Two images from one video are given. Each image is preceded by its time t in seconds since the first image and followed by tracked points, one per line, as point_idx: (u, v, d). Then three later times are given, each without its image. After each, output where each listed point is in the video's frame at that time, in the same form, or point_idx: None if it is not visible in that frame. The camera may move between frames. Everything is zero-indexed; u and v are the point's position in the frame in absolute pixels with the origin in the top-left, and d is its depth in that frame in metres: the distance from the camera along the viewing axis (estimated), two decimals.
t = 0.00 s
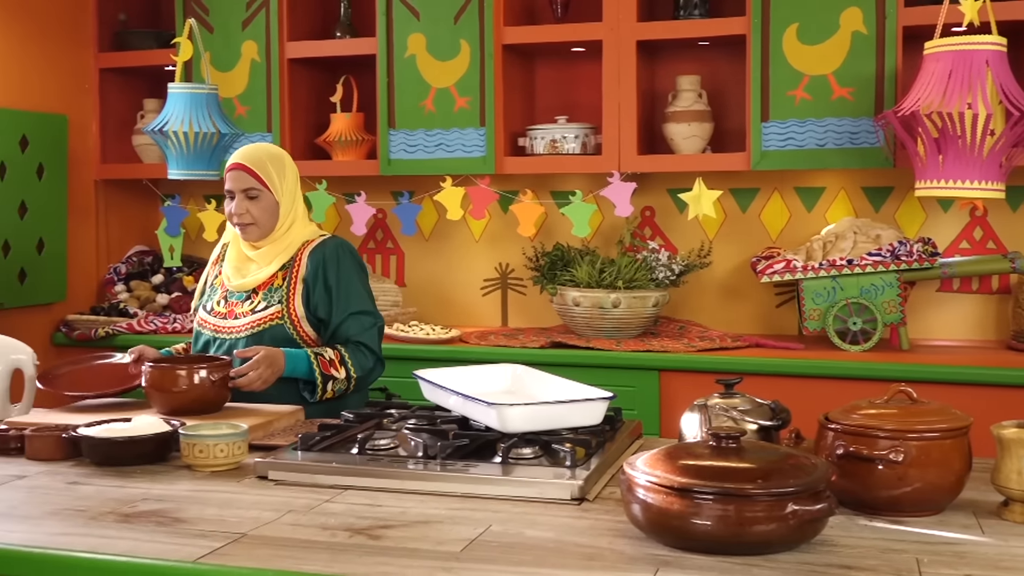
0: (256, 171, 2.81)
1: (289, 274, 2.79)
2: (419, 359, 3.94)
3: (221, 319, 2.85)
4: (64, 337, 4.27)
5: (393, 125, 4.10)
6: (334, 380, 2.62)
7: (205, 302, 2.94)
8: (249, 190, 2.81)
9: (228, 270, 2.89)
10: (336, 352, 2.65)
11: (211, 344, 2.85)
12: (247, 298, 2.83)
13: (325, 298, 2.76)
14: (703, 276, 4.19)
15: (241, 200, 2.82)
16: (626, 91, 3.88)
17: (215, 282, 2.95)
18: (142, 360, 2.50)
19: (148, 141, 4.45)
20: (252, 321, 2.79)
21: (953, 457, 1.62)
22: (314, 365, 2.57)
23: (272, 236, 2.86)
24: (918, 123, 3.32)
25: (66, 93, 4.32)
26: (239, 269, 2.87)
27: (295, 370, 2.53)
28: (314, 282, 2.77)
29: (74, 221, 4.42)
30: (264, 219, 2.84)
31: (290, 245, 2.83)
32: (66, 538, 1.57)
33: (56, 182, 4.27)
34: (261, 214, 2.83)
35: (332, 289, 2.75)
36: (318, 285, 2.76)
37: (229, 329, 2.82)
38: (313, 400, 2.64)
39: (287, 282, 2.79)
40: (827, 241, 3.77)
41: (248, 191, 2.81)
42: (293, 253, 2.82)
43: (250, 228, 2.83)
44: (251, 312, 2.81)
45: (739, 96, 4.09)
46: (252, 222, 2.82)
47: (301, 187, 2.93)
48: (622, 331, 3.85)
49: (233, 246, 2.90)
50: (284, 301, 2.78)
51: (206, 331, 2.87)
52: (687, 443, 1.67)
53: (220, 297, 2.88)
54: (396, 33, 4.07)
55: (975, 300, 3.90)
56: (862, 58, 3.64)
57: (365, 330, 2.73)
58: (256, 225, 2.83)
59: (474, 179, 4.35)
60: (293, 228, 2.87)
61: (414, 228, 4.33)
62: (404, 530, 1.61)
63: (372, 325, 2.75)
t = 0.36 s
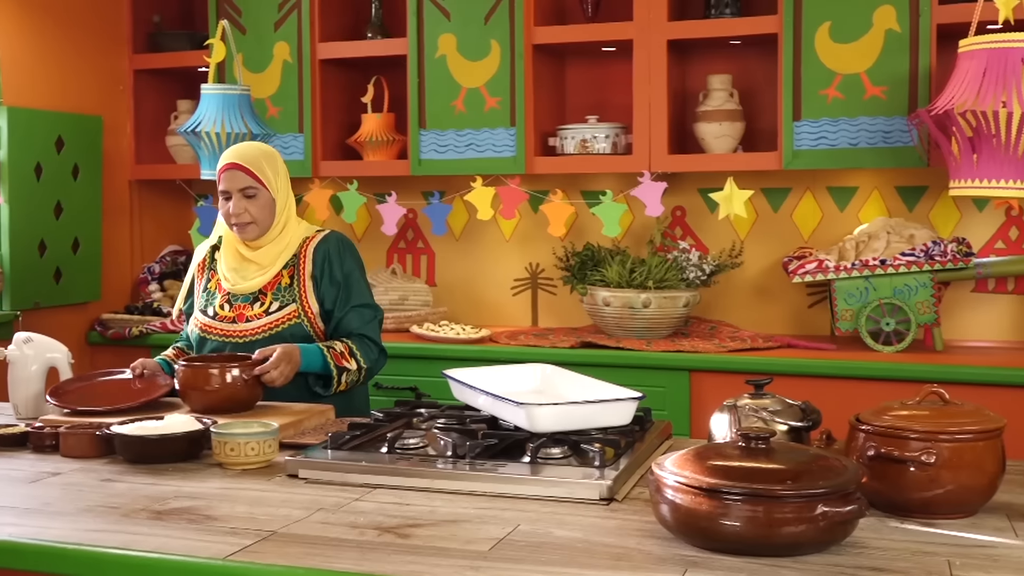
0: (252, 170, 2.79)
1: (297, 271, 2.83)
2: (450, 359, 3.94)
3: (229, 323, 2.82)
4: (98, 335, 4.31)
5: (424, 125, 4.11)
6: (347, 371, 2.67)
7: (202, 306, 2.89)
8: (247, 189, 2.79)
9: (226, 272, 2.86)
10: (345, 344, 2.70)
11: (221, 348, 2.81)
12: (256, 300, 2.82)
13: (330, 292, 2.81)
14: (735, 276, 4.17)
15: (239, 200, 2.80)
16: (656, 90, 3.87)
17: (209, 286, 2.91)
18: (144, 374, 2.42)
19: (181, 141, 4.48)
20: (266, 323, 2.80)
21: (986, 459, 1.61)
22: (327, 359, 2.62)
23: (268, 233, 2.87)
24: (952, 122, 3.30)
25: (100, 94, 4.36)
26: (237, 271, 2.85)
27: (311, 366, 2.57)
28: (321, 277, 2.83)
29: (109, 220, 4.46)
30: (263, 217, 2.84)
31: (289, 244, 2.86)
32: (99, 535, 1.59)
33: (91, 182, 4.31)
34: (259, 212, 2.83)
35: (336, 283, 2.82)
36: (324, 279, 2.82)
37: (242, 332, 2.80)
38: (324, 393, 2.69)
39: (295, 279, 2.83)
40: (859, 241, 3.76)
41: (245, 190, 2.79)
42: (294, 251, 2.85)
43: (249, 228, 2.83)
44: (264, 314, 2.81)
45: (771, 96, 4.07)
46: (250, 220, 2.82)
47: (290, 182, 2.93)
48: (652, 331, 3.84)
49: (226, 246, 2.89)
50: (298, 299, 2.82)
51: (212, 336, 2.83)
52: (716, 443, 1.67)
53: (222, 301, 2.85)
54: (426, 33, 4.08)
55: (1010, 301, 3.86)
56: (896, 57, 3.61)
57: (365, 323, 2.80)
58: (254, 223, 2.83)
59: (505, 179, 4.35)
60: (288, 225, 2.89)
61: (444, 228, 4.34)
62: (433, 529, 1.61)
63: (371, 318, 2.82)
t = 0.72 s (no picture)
0: (274, 171, 2.82)
1: (320, 271, 2.85)
2: (479, 359, 3.95)
3: (254, 322, 2.83)
4: (131, 334, 4.36)
5: (453, 125, 4.12)
6: (384, 370, 2.66)
7: (224, 306, 2.90)
8: (269, 190, 2.82)
9: (248, 272, 2.88)
10: (377, 343, 2.70)
11: (244, 348, 2.82)
12: (279, 299, 2.84)
13: (354, 293, 2.83)
14: (765, 276, 4.15)
15: (262, 201, 2.83)
16: (686, 89, 3.86)
17: (232, 286, 2.93)
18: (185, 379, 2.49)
19: (213, 142, 4.52)
20: (290, 322, 2.82)
21: (1018, 461, 1.59)
22: (364, 357, 2.62)
23: (291, 233, 2.89)
24: (985, 121, 3.27)
25: (133, 95, 4.40)
26: (259, 271, 2.86)
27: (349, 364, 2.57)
28: (344, 277, 2.85)
29: (141, 221, 4.50)
30: (286, 217, 2.86)
31: (311, 244, 2.87)
32: (130, 532, 1.61)
33: (124, 182, 4.35)
34: (282, 212, 2.85)
35: (360, 283, 2.83)
36: (347, 279, 2.84)
37: (265, 331, 2.81)
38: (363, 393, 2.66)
39: (318, 279, 2.85)
40: (891, 241, 3.72)
41: (267, 191, 2.82)
42: (317, 250, 2.87)
43: (273, 228, 2.85)
44: (288, 314, 2.83)
45: (801, 95, 4.04)
46: (273, 221, 2.85)
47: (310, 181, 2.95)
48: (682, 331, 3.82)
49: (248, 247, 2.91)
50: (322, 298, 2.83)
51: (234, 334, 2.83)
52: (745, 444, 1.66)
53: (246, 301, 2.87)
54: (456, 33, 4.09)
55: None
56: (928, 55, 3.58)
57: (390, 323, 2.81)
58: (278, 224, 2.86)
59: (534, 179, 4.35)
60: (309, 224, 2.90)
61: (473, 228, 4.35)
62: (460, 529, 1.61)
63: (396, 317, 2.83)
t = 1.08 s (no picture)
0: (314, 168, 2.83)
1: (355, 270, 2.86)
2: (503, 359, 3.95)
3: (288, 319, 2.85)
4: (159, 334, 4.39)
5: (478, 125, 4.12)
6: (412, 371, 2.67)
7: (259, 301, 2.92)
8: (308, 186, 2.83)
9: (283, 269, 2.89)
10: (407, 344, 2.71)
11: (277, 344, 2.84)
12: (314, 297, 2.86)
13: (388, 291, 2.84)
14: (791, 276, 4.13)
15: (300, 198, 2.84)
16: (711, 89, 3.84)
17: (267, 282, 2.95)
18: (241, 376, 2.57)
19: (239, 143, 4.54)
20: (324, 320, 2.83)
21: None
22: (393, 359, 2.63)
23: (327, 231, 2.90)
24: (1013, 120, 3.27)
25: (161, 96, 4.43)
26: (294, 267, 2.88)
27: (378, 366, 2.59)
28: (379, 275, 2.86)
29: (168, 221, 4.54)
30: (323, 214, 2.87)
31: (345, 243, 2.88)
32: (156, 530, 1.62)
33: (152, 183, 4.39)
34: (320, 209, 2.86)
35: (393, 283, 2.84)
36: (381, 278, 2.85)
37: (299, 328, 2.82)
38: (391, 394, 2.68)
39: (353, 278, 2.86)
40: (919, 241, 3.70)
41: (306, 187, 2.83)
42: (352, 249, 2.89)
43: (310, 224, 2.86)
44: (322, 312, 2.84)
45: (828, 95, 4.02)
46: (311, 218, 2.85)
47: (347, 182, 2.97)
48: (706, 331, 3.81)
49: (284, 244, 2.92)
50: (356, 297, 2.85)
51: (268, 330, 2.85)
52: (769, 445, 1.65)
53: (281, 297, 2.88)
54: (481, 34, 4.09)
55: None
56: (956, 54, 3.56)
57: (421, 323, 2.80)
58: (315, 221, 2.86)
59: (558, 179, 4.35)
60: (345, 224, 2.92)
61: (498, 228, 4.35)
62: (483, 528, 1.61)
63: (428, 317, 2.82)
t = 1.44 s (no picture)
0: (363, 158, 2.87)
1: (390, 267, 2.88)
2: (524, 359, 3.95)
3: (322, 313, 2.86)
4: (182, 333, 4.42)
5: (500, 126, 4.12)
6: (428, 329, 2.70)
7: (294, 295, 2.93)
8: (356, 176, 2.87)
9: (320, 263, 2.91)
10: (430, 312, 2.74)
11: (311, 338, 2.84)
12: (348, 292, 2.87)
13: (420, 283, 2.85)
14: (814, 277, 4.11)
15: (346, 187, 2.88)
16: (734, 90, 3.83)
17: (302, 277, 2.96)
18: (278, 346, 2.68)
19: (262, 143, 4.57)
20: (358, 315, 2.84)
21: None
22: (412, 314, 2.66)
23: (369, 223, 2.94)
24: None
25: (185, 98, 4.46)
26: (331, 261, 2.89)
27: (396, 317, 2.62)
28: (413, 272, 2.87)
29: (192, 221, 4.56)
30: (367, 205, 2.92)
31: (382, 241, 2.91)
32: (179, 528, 1.63)
33: (176, 183, 4.42)
34: (364, 200, 2.91)
35: (426, 275, 2.86)
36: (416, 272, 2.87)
37: (333, 322, 2.83)
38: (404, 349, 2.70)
39: (388, 274, 2.88)
40: (943, 242, 3.68)
41: (353, 177, 2.87)
42: (387, 246, 2.91)
43: (353, 214, 2.90)
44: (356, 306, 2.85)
45: (851, 95, 4.00)
46: (355, 207, 2.90)
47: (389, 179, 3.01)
48: (728, 332, 3.79)
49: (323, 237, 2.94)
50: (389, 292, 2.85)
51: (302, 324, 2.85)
52: (791, 446, 1.64)
53: (317, 291, 2.89)
54: (503, 34, 4.09)
55: None
56: (981, 53, 3.53)
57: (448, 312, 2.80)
58: (358, 211, 2.91)
59: (580, 180, 4.35)
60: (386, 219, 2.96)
61: (520, 228, 4.35)
62: (504, 528, 1.62)
63: (455, 308, 2.81)
